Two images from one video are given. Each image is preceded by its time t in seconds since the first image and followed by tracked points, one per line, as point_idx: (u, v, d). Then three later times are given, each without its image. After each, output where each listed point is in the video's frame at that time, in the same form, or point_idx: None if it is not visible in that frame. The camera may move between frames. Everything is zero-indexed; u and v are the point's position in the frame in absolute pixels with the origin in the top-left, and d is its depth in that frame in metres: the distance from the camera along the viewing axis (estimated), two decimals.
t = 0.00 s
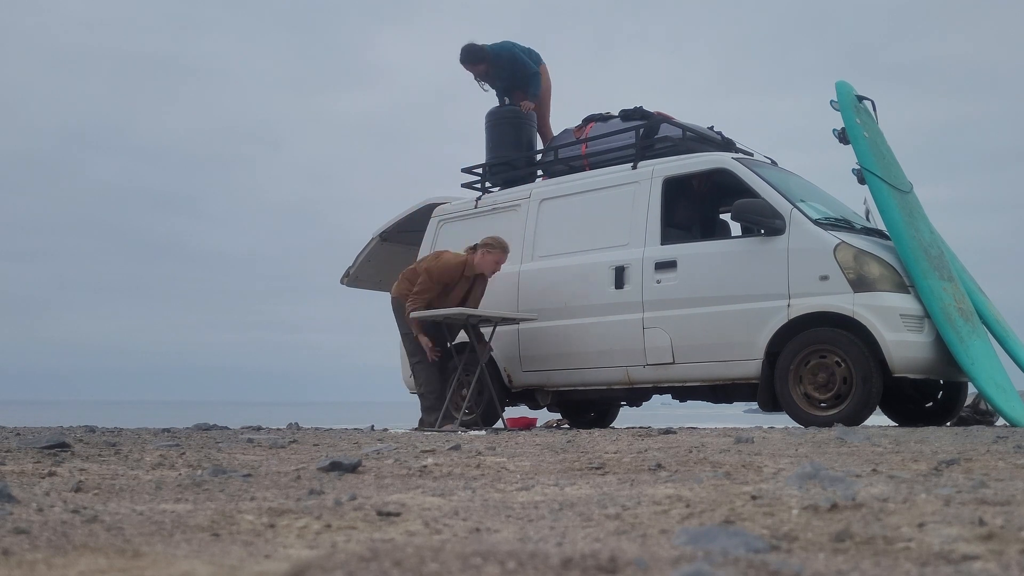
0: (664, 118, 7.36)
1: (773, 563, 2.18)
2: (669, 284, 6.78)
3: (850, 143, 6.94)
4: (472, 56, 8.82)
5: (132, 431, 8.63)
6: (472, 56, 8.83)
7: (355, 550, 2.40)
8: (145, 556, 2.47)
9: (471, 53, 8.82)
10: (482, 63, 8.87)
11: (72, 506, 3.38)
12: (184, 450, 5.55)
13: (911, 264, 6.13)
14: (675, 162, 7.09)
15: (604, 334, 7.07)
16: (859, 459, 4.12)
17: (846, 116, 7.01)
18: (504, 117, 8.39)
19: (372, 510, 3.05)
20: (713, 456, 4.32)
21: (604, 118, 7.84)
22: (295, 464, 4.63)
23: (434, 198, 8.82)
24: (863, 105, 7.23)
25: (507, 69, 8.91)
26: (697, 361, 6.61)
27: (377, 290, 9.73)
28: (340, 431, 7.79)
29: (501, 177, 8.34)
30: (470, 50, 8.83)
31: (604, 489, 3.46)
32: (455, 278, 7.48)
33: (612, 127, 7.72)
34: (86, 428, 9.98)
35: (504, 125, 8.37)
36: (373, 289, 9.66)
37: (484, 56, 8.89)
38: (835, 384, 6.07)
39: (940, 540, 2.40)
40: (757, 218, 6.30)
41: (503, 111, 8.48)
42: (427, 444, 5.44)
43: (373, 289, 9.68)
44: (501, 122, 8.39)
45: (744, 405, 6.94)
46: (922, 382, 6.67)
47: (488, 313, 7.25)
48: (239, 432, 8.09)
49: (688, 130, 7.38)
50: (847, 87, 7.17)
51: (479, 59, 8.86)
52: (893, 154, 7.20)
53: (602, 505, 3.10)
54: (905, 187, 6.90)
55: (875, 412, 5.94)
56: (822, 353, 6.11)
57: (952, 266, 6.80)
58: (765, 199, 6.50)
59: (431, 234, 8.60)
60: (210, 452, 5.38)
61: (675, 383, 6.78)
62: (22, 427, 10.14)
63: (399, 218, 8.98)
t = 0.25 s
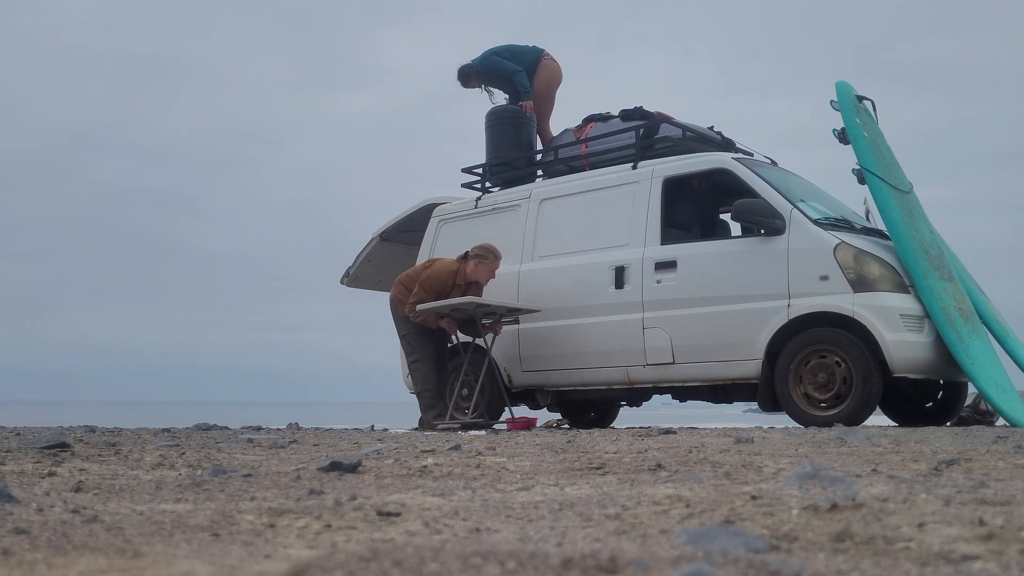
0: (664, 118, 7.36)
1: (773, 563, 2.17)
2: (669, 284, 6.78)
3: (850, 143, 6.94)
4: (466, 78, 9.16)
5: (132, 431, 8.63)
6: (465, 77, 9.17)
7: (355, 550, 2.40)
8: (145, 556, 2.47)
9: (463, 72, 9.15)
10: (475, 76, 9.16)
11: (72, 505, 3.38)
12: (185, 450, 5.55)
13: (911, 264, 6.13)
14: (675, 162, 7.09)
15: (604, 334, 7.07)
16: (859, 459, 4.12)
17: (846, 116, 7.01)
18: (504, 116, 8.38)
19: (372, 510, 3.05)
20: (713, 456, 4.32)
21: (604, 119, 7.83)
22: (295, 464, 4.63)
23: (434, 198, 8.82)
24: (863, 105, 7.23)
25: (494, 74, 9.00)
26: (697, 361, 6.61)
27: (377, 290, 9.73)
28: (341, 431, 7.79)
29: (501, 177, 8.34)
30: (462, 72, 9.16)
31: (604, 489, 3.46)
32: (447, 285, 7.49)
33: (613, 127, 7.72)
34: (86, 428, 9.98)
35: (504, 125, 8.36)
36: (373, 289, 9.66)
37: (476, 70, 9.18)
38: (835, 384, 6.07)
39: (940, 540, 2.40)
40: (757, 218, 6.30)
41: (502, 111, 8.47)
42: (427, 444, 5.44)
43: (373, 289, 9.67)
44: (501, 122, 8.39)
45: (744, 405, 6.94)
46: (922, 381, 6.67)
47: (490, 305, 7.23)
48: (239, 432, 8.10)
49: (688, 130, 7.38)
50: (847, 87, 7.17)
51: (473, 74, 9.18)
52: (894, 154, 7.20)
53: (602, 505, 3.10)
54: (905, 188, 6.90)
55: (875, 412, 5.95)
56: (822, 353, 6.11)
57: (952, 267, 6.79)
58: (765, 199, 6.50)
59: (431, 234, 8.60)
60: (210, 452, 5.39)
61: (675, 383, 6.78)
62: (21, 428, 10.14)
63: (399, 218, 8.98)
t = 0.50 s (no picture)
0: (664, 118, 7.35)
1: (773, 563, 2.17)
2: (669, 284, 6.78)
3: (850, 143, 6.94)
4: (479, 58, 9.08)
5: (132, 431, 8.63)
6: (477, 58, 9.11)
7: (355, 550, 2.40)
8: (145, 556, 2.47)
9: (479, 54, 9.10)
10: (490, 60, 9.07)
11: (72, 505, 3.38)
12: (184, 450, 5.55)
13: (911, 264, 6.12)
14: (675, 162, 7.09)
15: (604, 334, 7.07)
16: (858, 459, 4.12)
17: (846, 116, 7.01)
18: (504, 116, 8.38)
19: (372, 510, 3.05)
20: (713, 456, 4.32)
21: (604, 118, 7.83)
22: (295, 464, 4.64)
23: (433, 198, 8.82)
24: (864, 105, 7.23)
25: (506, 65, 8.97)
26: (697, 361, 6.62)
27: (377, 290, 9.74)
28: (340, 431, 7.80)
29: (501, 177, 8.34)
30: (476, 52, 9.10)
31: (603, 489, 3.46)
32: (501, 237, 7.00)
33: (613, 127, 7.72)
34: (85, 428, 9.98)
35: (504, 125, 8.36)
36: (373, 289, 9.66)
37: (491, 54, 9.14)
38: (835, 384, 6.07)
39: (940, 540, 2.40)
40: (757, 218, 6.30)
41: (502, 110, 8.43)
42: (426, 444, 5.44)
43: (373, 289, 9.67)
44: (501, 122, 8.39)
45: (744, 405, 6.94)
46: (922, 381, 6.67)
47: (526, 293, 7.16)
48: (239, 432, 8.10)
49: (688, 130, 7.38)
50: (847, 87, 7.17)
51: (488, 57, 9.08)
52: (893, 154, 7.20)
53: (602, 505, 3.10)
54: (905, 187, 6.90)
55: (874, 411, 5.94)
56: (822, 353, 6.11)
57: (952, 266, 6.80)
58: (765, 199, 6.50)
59: (431, 234, 8.60)
60: (210, 452, 5.39)
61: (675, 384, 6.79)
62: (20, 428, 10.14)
63: (399, 218, 8.98)
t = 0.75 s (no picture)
0: (664, 118, 7.35)
1: (773, 563, 2.17)
2: (669, 284, 6.78)
3: (850, 143, 6.94)
4: (559, 43, 8.91)
5: (132, 431, 8.63)
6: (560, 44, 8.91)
7: (355, 550, 2.40)
8: (145, 556, 2.47)
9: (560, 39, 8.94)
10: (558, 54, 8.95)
11: (72, 505, 3.38)
12: (184, 450, 5.55)
13: (911, 264, 6.12)
14: (675, 162, 7.09)
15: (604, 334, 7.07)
16: (858, 459, 4.12)
17: (846, 116, 7.01)
18: (503, 116, 8.39)
19: (372, 510, 3.05)
20: (713, 456, 4.32)
21: (604, 118, 7.83)
22: (295, 464, 4.64)
23: (434, 198, 8.82)
24: (864, 105, 7.23)
25: (542, 70, 8.96)
26: (697, 361, 6.62)
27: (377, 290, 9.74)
28: (340, 431, 7.80)
29: (501, 177, 8.34)
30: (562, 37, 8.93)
31: (604, 489, 3.46)
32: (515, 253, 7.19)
33: (613, 127, 7.72)
34: (85, 428, 9.98)
35: (504, 125, 8.37)
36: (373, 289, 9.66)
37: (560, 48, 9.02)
38: (835, 384, 6.07)
39: (940, 540, 2.40)
40: (757, 218, 6.30)
41: (502, 110, 8.45)
42: (426, 444, 5.44)
43: (374, 289, 9.67)
44: (501, 122, 8.39)
45: (744, 405, 6.94)
46: (922, 382, 6.67)
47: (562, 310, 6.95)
48: (239, 432, 8.10)
49: (688, 130, 7.38)
50: (847, 87, 7.17)
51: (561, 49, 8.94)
52: (893, 154, 7.20)
53: (602, 505, 3.10)
54: (905, 188, 6.90)
55: (875, 411, 5.94)
56: (822, 353, 6.11)
57: (952, 266, 6.80)
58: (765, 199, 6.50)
59: (431, 234, 8.60)
60: (210, 452, 5.39)
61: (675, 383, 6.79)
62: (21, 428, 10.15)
63: (399, 218, 8.98)
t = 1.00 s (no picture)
0: (664, 118, 7.35)
1: (773, 563, 2.17)
2: (669, 284, 6.78)
3: (850, 143, 6.94)
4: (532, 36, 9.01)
5: (131, 431, 8.63)
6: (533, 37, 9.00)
7: (355, 550, 2.40)
8: (145, 556, 2.47)
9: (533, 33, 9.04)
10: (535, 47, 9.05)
11: (72, 505, 3.38)
12: (184, 450, 5.55)
13: (911, 264, 6.13)
14: (675, 162, 7.09)
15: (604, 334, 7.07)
16: (858, 459, 4.12)
17: (846, 116, 7.01)
18: (503, 116, 8.39)
19: (372, 510, 3.05)
20: (713, 456, 4.32)
21: (604, 119, 7.83)
22: (295, 464, 4.64)
23: (434, 197, 8.82)
24: (863, 105, 7.23)
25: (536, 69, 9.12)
26: (697, 361, 6.62)
27: (378, 290, 9.74)
28: (340, 431, 7.80)
29: (501, 177, 8.35)
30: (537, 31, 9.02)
31: (604, 489, 3.46)
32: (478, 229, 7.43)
33: (613, 127, 7.72)
34: (85, 428, 9.98)
35: (504, 125, 8.37)
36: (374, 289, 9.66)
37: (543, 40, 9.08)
38: (835, 384, 6.07)
39: (940, 540, 2.40)
40: (757, 218, 6.30)
41: (502, 110, 8.44)
42: (426, 444, 5.45)
43: (374, 289, 9.67)
44: (501, 122, 8.39)
45: (744, 406, 6.93)
46: (922, 382, 6.67)
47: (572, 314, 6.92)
48: (239, 432, 8.10)
49: (688, 130, 7.38)
50: (847, 87, 7.17)
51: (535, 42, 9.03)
52: (893, 154, 7.20)
53: (602, 505, 3.10)
54: (905, 188, 6.90)
55: (875, 411, 5.94)
56: (822, 353, 6.11)
57: (952, 266, 6.80)
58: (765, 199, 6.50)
59: (431, 234, 8.60)
60: (210, 452, 5.39)
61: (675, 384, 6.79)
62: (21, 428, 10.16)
63: (399, 218, 8.98)
